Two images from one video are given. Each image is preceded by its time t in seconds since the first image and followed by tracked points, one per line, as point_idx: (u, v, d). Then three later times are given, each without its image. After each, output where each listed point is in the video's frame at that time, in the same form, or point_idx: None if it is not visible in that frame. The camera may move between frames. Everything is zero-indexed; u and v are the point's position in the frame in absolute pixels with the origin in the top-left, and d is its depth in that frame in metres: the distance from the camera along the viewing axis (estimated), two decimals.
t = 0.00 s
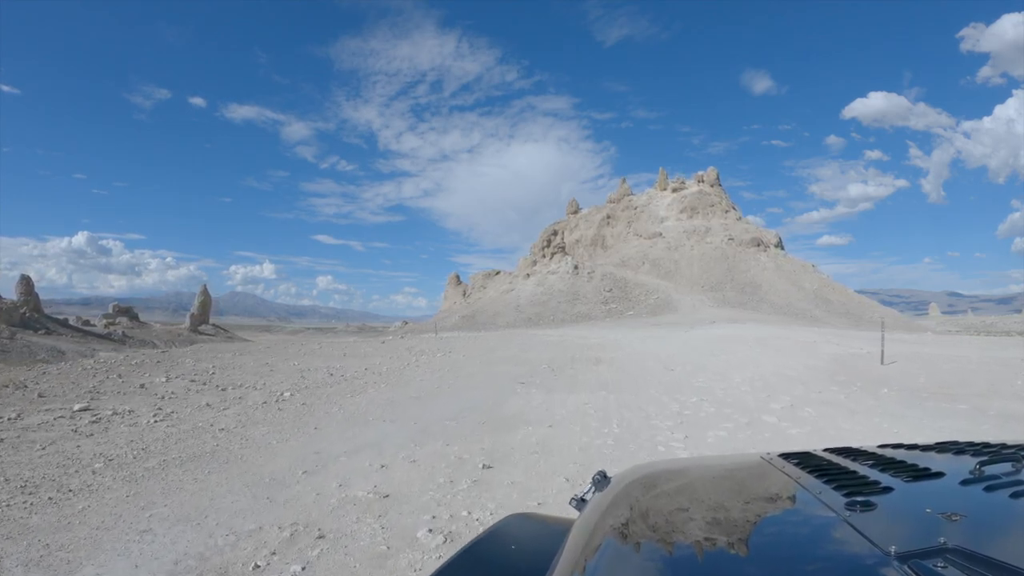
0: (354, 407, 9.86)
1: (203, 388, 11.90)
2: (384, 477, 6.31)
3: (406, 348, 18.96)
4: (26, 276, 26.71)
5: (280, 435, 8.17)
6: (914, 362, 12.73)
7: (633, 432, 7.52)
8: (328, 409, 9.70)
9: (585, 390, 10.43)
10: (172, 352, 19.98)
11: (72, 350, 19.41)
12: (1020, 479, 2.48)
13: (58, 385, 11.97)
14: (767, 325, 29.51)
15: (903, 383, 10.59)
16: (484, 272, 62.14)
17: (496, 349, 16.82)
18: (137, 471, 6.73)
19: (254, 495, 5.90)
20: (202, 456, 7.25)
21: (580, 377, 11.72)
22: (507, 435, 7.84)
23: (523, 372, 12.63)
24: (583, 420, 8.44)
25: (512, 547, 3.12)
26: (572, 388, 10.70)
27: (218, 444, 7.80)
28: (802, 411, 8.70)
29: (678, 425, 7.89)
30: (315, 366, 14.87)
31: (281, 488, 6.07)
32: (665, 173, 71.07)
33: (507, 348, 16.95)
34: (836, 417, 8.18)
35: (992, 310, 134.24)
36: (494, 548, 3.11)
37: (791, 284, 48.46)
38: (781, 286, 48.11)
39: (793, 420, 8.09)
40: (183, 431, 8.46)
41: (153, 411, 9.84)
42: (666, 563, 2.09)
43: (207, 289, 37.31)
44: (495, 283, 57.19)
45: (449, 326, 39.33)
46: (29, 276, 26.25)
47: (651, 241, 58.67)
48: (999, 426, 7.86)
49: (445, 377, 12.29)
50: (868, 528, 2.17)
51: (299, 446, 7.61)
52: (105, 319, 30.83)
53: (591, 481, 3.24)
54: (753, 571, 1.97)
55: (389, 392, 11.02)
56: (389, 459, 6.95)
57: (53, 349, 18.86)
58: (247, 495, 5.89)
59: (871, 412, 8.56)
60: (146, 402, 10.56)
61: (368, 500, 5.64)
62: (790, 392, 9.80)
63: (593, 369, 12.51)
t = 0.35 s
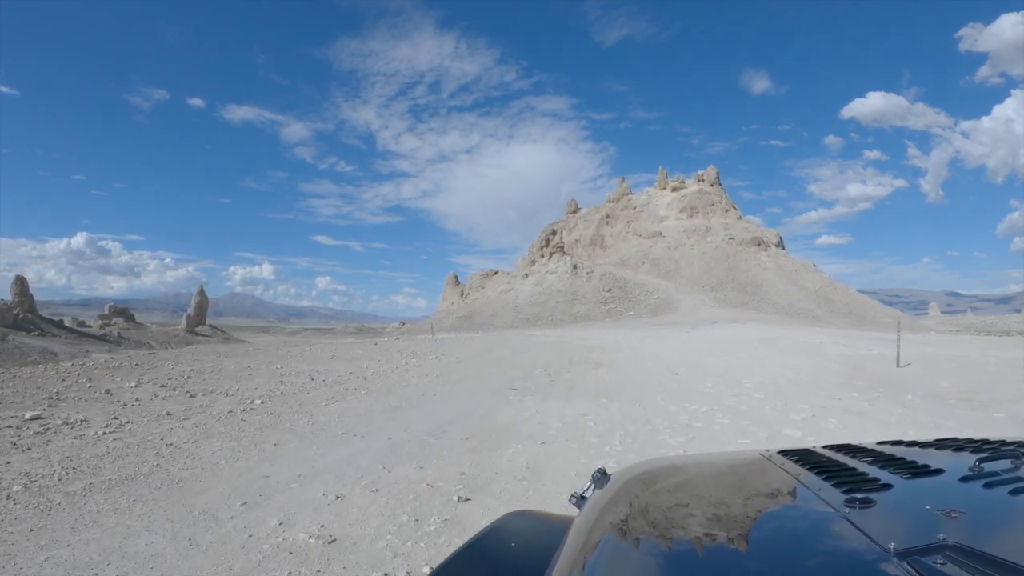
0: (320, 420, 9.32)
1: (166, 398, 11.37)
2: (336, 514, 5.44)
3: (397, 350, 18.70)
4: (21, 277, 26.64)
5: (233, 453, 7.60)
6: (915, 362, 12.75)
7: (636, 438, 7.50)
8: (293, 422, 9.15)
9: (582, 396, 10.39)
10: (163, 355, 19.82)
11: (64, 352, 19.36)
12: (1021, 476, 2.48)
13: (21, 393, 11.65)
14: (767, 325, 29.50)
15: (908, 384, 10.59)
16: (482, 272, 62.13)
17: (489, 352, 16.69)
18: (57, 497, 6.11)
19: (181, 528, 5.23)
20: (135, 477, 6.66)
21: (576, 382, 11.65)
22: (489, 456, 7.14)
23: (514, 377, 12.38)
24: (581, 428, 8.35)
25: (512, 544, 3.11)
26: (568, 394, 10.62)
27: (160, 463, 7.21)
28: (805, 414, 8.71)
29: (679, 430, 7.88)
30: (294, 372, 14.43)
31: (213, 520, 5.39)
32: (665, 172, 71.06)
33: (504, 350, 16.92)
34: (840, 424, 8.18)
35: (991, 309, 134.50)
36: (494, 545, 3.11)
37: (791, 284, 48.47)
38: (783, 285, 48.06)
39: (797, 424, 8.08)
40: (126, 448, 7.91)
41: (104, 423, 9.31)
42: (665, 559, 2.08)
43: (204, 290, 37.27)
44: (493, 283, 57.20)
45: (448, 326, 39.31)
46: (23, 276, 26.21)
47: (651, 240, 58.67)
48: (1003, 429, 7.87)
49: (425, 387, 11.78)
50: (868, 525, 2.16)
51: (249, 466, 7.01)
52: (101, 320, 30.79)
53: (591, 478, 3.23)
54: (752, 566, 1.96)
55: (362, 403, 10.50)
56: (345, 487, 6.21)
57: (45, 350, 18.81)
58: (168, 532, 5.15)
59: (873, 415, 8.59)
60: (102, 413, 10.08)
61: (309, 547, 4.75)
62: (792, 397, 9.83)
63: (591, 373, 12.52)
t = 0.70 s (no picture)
0: (270, 438, 8.91)
1: (120, 407, 11.11)
2: (254, 569, 4.85)
3: (387, 352, 18.45)
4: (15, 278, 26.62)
5: (159, 478, 7.21)
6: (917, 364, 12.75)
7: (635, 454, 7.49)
8: (241, 442, 8.73)
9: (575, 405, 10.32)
10: (155, 356, 19.72)
11: (54, 353, 19.35)
12: None
13: None
14: (768, 325, 29.50)
15: (911, 389, 10.62)
16: (480, 272, 62.15)
17: (486, 354, 16.57)
18: None
19: None
20: (43, 507, 6.29)
21: (570, 389, 11.54)
22: (455, 492, 6.53)
23: (499, 387, 12.04)
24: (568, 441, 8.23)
25: (514, 543, 3.11)
26: (559, 404, 10.48)
27: (73, 490, 6.84)
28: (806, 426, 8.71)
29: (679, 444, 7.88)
30: (267, 377, 14.14)
31: (95, 572, 4.87)
32: (664, 172, 71.09)
33: (501, 351, 16.89)
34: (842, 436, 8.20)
35: (990, 308, 134.81)
36: (496, 544, 3.10)
37: (790, 284, 48.49)
38: (784, 285, 48.06)
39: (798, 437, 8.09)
40: (52, 469, 7.55)
41: (43, 437, 9.00)
42: (662, 561, 2.08)
43: (199, 292, 37.33)
44: (490, 283, 57.24)
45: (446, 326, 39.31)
46: (17, 277, 26.20)
47: (651, 240, 58.75)
48: (1005, 437, 7.86)
49: (396, 399, 11.33)
50: (871, 529, 2.15)
51: (171, 496, 6.59)
52: (95, 322, 30.74)
53: (594, 478, 3.23)
54: (748, 571, 1.95)
55: (322, 418, 10.07)
56: (274, 531, 5.58)
57: (35, 352, 18.78)
58: None
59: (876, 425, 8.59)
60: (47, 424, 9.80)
61: None
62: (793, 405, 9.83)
63: (589, 377, 12.51)
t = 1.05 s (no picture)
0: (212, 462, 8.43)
1: (69, 421, 10.75)
2: None
3: (375, 354, 18.13)
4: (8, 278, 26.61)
5: (62, 515, 6.71)
6: (917, 364, 12.78)
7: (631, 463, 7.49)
8: (177, 468, 8.21)
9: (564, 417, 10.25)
10: (147, 357, 19.68)
11: (44, 354, 19.33)
12: None
13: None
14: (767, 324, 29.56)
15: (910, 397, 10.68)
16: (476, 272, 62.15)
17: (481, 355, 16.54)
18: None
19: None
20: None
21: (558, 399, 11.33)
22: (407, 544, 5.83)
23: (477, 400, 11.57)
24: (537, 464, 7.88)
25: (519, 541, 3.10)
26: (540, 419, 10.17)
27: None
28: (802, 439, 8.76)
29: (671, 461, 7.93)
30: (239, 384, 13.73)
31: None
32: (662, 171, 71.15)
33: (497, 353, 16.87)
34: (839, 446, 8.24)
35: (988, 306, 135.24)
36: (501, 541, 3.09)
37: (790, 283, 48.53)
38: (785, 284, 48.10)
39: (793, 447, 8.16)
40: None
41: None
42: (663, 561, 2.07)
43: (195, 293, 37.34)
44: (487, 283, 57.27)
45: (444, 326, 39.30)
46: (10, 277, 26.18)
47: (650, 238, 58.82)
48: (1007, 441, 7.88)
49: (363, 415, 10.80)
50: (876, 526, 2.15)
51: (70, 541, 6.06)
52: (89, 323, 30.68)
53: (598, 475, 3.24)
54: (748, 568, 1.95)
55: (276, 438, 9.55)
56: None
57: (25, 353, 18.77)
58: None
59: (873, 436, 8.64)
60: None
61: None
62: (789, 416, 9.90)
63: (587, 382, 12.49)
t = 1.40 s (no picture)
0: (135, 485, 7.09)
1: None
2: None
3: (362, 358, 17.49)
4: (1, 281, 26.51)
5: None
6: (918, 363, 12.79)
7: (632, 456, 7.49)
8: (88, 494, 6.84)
9: (558, 411, 10.15)
10: (135, 360, 19.35)
11: (32, 356, 19.22)
12: None
13: None
14: (767, 324, 29.58)
15: (913, 387, 10.71)
16: (472, 272, 62.13)
17: (475, 356, 16.50)
18: None
19: None
20: None
21: (546, 402, 10.70)
22: None
23: (460, 406, 10.52)
24: (517, 483, 6.93)
25: (526, 538, 3.10)
26: (524, 425, 9.34)
27: None
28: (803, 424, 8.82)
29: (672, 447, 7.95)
30: (201, 392, 12.58)
31: None
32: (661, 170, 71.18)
33: (492, 354, 16.79)
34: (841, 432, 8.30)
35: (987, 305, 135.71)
36: (507, 539, 3.10)
37: (790, 283, 48.54)
38: (786, 284, 48.15)
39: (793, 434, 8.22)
40: None
41: None
42: (666, 556, 2.06)
43: (190, 295, 37.25)
44: (483, 284, 57.24)
45: (439, 328, 39.26)
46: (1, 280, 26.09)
47: (648, 238, 58.91)
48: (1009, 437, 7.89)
49: (328, 426, 9.58)
50: (880, 518, 2.14)
51: None
52: (83, 325, 30.54)
53: (604, 473, 3.24)
54: (752, 563, 1.93)
55: (222, 454, 8.26)
56: None
57: (13, 355, 18.67)
58: None
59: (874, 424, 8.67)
60: None
61: None
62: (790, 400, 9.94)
63: (586, 377, 12.44)
